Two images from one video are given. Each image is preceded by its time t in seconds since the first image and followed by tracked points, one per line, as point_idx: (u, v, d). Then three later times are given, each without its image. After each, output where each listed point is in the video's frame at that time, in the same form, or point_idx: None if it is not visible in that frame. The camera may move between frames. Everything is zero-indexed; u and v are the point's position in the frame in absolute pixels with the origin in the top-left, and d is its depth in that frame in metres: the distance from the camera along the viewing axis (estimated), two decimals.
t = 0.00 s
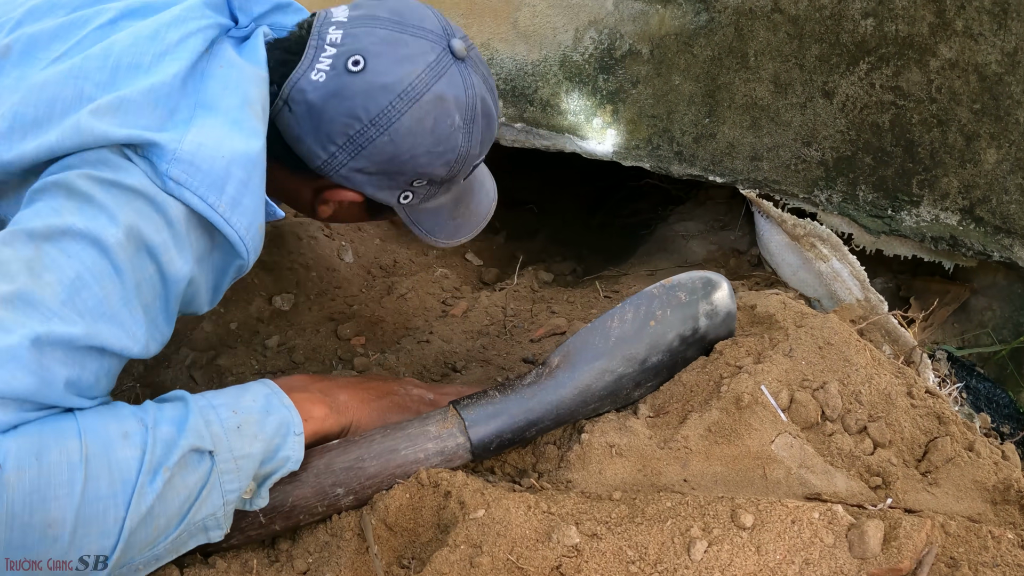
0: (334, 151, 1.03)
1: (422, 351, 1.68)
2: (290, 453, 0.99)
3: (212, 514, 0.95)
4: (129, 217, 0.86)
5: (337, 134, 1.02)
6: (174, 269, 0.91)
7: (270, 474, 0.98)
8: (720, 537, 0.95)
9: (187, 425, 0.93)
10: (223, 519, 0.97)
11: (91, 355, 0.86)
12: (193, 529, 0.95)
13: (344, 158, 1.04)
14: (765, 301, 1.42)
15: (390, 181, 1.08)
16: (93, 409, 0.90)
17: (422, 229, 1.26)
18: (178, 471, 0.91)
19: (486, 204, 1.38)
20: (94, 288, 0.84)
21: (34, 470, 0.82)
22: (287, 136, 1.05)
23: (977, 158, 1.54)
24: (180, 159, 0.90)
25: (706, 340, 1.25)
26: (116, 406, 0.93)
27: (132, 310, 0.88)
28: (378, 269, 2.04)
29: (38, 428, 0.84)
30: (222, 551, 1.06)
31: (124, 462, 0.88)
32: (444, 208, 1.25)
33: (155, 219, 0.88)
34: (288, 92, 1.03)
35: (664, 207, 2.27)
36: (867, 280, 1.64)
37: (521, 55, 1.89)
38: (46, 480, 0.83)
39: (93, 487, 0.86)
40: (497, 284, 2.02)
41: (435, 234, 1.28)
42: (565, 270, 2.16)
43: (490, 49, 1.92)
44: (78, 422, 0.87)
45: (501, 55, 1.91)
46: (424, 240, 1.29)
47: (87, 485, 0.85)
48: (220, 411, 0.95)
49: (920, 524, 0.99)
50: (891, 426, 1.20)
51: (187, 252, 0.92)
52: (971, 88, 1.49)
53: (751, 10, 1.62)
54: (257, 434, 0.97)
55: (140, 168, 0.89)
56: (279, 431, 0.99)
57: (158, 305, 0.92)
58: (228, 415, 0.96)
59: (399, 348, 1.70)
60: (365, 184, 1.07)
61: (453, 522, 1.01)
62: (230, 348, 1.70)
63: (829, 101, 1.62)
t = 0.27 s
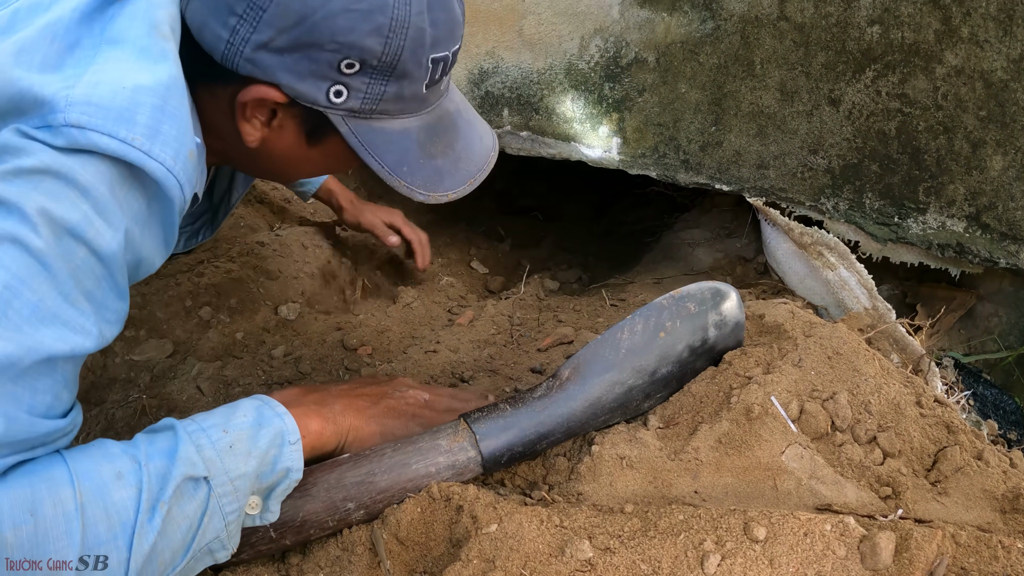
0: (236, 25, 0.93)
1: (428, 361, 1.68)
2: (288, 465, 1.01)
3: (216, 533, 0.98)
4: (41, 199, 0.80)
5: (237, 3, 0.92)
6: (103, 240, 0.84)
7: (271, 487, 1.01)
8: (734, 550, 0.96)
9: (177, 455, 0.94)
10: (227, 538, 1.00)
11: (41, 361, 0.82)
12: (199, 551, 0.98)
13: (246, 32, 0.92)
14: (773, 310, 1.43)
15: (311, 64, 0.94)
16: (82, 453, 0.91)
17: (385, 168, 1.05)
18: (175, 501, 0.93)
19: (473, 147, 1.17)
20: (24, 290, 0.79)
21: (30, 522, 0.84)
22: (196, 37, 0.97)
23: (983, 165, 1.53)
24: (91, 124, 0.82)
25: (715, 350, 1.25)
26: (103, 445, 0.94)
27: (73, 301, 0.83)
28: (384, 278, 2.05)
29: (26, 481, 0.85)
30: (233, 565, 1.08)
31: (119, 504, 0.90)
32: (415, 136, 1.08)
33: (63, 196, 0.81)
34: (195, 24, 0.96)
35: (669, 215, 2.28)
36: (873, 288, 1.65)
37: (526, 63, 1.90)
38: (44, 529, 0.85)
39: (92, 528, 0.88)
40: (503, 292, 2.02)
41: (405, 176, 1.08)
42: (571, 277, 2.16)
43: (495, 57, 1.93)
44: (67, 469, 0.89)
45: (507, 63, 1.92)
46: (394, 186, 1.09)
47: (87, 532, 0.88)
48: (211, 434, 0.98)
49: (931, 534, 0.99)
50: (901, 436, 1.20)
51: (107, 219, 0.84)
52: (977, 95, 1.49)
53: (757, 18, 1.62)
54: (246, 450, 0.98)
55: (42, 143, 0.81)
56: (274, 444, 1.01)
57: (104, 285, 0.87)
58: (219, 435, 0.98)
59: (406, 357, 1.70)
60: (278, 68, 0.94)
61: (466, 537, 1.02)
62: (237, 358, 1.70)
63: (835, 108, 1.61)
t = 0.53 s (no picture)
0: (331, 93, 0.92)
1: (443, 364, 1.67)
2: (305, 475, 0.99)
3: (224, 534, 0.95)
4: (134, 187, 0.79)
5: (332, 71, 0.91)
6: (181, 239, 0.83)
7: (287, 495, 0.98)
8: (769, 551, 0.96)
9: (203, 444, 0.92)
10: (233, 540, 0.96)
11: (99, 336, 0.80)
12: (201, 549, 0.94)
13: (343, 100, 0.92)
14: (793, 311, 1.42)
15: (398, 129, 0.94)
16: (107, 421, 0.88)
17: (458, 216, 1.06)
18: (193, 486, 0.90)
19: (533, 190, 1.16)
20: (99, 266, 0.78)
21: (47, 479, 0.80)
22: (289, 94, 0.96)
23: (996, 164, 1.51)
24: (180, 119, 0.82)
25: (738, 350, 1.26)
26: (130, 419, 0.91)
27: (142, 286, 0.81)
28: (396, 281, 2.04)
29: (55, 435, 0.81)
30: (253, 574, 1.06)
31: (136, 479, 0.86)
32: (485, 187, 1.07)
33: (157, 188, 0.80)
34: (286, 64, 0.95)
35: (680, 216, 2.28)
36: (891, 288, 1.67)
37: (538, 64, 1.90)
38: (58, 491, 0.81)
39: (107, 498, 0.84)
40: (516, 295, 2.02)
41: (474, 221, 1.08)
42: (582, 280, 2.16)
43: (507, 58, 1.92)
44: (93, 433, 0.85)
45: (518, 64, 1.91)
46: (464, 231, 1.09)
47: (101, 498, 0.83)
48: (237, 432, 0.95)
49: (962, 531, 0.99)
50: (925, 435, 1.19)
51: (192, 220, 0.83)
52: (990, 94, 1.46)
53: (770, 18, 1.61)
54: (272, 454, 0.96)
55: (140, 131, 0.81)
56: (297, 452, 0.99)
57: (170, 284, 0.85)
58: (245, 435, 0.96)
59: (420, 361, 1.69)
60: (370, 134, 0.94)
61: (496, 543, 1.02)
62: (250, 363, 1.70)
63: (849, 109, 1.59)
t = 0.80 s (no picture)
0: (473, 240, 1.13)
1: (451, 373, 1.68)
2: (334, 465, 0.98)
3: (252, 470, 0.88)
4: (321, 184, 0.85)
5: (477, 227, 1.11)
6: (336, 254, 0.88)
7: (315, 478, 0.97)
8: (781, 561, 0.97)
9: (290, 374, 0.88)
10: (253, 481, 0.90)
11: (254, 276, 0.82)
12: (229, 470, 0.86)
13: (480, 245, 1.14)
14: (800, 320, 1.43)
15: (515, 263, 1.18)
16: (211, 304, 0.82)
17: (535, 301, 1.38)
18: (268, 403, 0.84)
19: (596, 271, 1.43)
20: (273, 222, 0.79)
21: (180, 286, 0.73)
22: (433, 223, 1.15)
23: (999, 170, 1.51)
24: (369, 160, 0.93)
25: (746, 359, 1.27)
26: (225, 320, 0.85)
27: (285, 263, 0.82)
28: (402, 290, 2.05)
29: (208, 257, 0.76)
30: None
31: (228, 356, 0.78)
32: (552, 281, 1.31)
33: (337, 205, 0.87)
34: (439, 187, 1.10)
35: (685, 224, 2.29)
36: (897, 295, 1.67)
37: (542, 73, 1.88)
38: (175, 321, 0.73)
39: (207, 343, 0.76)
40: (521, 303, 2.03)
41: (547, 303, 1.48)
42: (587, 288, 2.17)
43: (512, 67, 1.91)
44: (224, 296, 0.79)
45: (523, 73, 1.90)
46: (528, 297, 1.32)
47: (201, 340, 0.75)
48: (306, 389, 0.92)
49: (971, 539, 1.00)
50: (932, 442, 1.20)
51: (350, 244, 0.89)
52: (994, 100, 1.47)
53: (774, 27, 1.62)
54: (325, 428, 0.94)
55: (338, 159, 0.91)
56: (340, 439, 0.98)
57: (301, 288, 0.87)
58: (310, 397, 0.92)
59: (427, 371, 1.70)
60: (495, 266, 1.18)
61: (508, 555, 1.03)
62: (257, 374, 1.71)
63: (853, 116, 1.59)
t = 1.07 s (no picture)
0: (504, 269, 1.24)
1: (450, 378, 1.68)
2: (338, 471, 1.00)
3: (261, 463, 0.90)
4: (366, 207, 0.94)
5: (509, 258, 1.22)
6: (374, 275, 0.96)
7: (319, 481, 0.99)
8: (781, 566, 0.96)
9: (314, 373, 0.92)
10: (260, 474, 0.92)
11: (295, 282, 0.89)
12: (240, 460, 0.88)
13: (511, 274, 1.25)
14: (800, 322, 1.43)
15: (543, 286, 1.30)
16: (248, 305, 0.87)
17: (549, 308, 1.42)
18: (290, 399, 0.88)
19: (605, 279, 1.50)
20: (320, 236, 0.88)
21: (230, 267, 0.77)
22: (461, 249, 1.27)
23: (999, 171, 1.50)
24: (404, 189, 1.03)
25: (745, 362, 1.27)
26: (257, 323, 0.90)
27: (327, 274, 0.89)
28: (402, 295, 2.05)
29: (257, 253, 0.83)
30: None
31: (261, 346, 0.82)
32: (573, 298, 1.42)
33: (381, 228, 0.96)
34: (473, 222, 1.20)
35: (686, 227, 2.30)
36: (897, 297, 1.68)
37: (541, 77, 1.87)
38: (224, 296, 0.77)
39: (244, 332, 0.80)
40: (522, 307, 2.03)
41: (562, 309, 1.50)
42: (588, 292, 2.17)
43: (510, 71, 1.90)
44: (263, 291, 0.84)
45: (521, 78, 1.89)
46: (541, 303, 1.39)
47: (239, 327, 0.79)
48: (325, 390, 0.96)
49: (972, 542, 0.99)
50: (933, 445, 1.19)
51: (389, 268, 0.98)
52: (992, 100, 1.47)
53: (772, 29, 1.62)
54: (337, 429, 0.98)
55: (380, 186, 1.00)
56: (348, 446, 1.01)
57: (338, 304, 0.95)
58: (327, 398, 0.96)
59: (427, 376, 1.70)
60: (524, 288, 1.30)
61: (506, 560, 1.03)
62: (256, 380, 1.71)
63: (852, 117, 1.59)
